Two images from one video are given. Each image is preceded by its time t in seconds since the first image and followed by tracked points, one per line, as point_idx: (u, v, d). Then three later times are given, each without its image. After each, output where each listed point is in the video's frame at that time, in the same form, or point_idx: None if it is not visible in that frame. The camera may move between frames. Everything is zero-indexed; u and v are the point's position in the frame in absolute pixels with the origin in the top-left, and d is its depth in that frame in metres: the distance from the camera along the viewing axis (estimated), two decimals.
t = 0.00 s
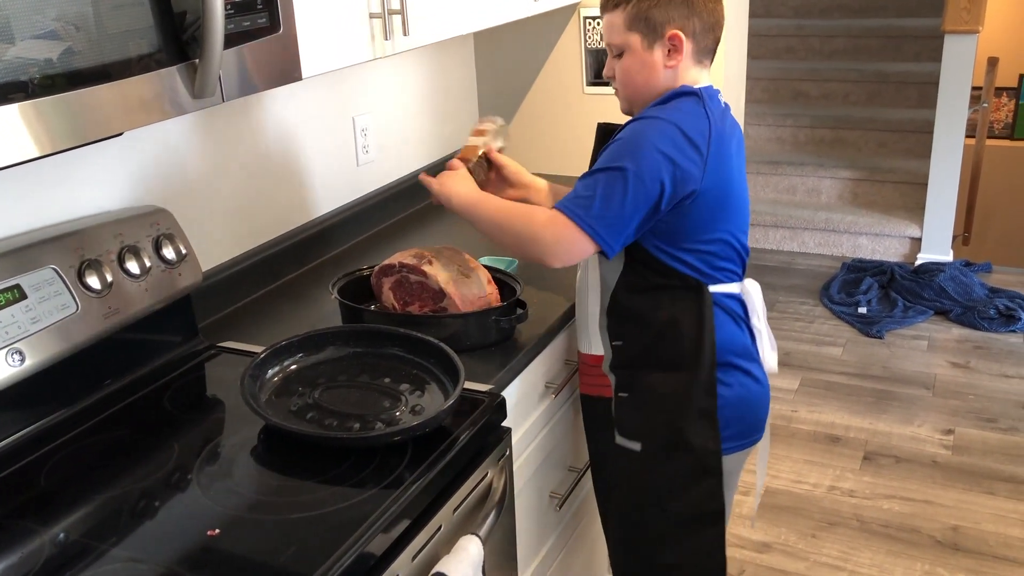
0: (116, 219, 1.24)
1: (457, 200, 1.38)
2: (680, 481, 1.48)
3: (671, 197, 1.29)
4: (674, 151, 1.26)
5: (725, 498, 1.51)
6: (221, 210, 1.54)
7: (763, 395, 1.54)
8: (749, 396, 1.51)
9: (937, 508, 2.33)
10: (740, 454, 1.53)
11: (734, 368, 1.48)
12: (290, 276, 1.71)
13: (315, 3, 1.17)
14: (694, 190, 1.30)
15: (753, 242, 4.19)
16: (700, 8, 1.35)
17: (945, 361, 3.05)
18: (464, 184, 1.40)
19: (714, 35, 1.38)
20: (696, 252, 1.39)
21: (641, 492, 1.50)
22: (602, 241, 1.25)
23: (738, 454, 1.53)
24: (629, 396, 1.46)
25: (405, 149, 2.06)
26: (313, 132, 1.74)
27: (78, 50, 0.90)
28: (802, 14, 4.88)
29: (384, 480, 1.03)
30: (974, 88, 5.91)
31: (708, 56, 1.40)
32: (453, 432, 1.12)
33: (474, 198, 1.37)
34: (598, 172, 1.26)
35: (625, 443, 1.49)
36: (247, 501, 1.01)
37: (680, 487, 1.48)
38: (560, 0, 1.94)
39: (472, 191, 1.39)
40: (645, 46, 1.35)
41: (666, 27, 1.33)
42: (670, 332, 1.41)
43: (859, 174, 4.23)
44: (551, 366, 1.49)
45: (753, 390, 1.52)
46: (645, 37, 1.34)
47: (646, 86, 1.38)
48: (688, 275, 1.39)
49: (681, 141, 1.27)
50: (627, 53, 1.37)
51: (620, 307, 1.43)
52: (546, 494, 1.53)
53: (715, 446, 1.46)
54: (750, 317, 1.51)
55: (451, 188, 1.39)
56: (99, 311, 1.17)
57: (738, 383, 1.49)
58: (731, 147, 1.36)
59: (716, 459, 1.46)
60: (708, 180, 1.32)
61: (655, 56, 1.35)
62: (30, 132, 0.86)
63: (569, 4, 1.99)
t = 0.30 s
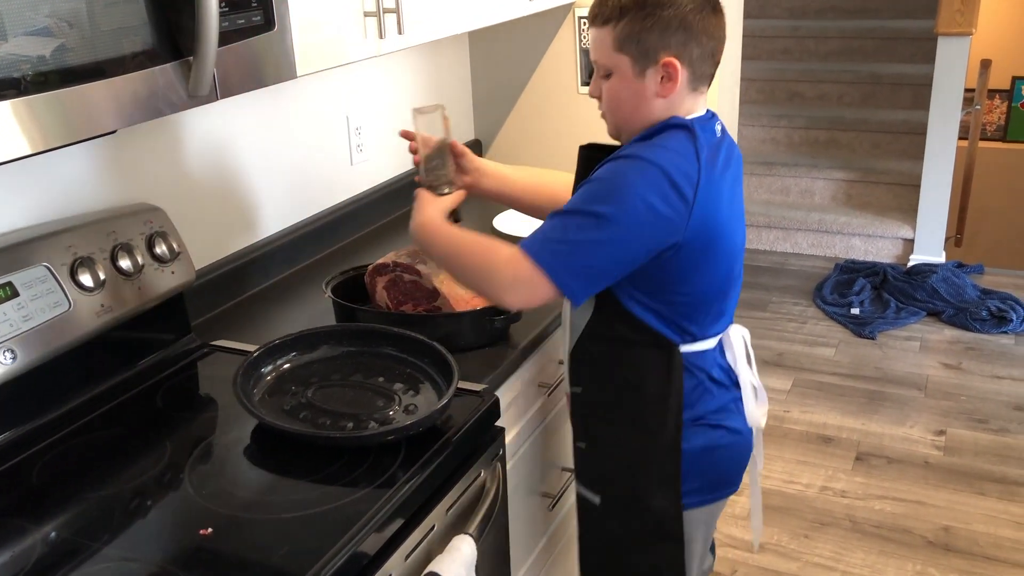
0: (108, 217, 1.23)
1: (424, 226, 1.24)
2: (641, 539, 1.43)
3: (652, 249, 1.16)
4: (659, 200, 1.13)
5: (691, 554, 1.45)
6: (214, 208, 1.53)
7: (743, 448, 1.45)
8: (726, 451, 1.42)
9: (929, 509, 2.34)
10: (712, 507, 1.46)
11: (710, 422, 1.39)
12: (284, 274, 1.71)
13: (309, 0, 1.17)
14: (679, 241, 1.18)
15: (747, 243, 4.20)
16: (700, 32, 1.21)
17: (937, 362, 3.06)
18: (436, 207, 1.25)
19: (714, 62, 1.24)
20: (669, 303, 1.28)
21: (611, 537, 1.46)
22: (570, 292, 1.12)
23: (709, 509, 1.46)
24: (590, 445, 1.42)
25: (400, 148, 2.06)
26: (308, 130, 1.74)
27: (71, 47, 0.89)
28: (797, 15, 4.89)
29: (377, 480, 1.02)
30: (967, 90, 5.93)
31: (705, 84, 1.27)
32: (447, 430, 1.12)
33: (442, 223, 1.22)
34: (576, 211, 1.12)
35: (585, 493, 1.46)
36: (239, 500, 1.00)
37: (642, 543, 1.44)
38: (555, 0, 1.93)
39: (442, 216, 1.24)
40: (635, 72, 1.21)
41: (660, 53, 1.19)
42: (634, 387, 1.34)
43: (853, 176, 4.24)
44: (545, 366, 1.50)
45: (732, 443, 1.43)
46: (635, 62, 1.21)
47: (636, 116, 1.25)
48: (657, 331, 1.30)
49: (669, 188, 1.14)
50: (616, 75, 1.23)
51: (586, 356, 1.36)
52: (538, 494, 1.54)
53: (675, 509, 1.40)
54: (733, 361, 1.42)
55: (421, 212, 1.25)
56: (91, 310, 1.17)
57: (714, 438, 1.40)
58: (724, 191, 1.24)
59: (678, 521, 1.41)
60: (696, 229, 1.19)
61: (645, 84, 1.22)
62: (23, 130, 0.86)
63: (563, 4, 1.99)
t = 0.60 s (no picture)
0: (103, 215, 1.23)
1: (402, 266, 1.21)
2: None
3: (619, 302, 1.09)
4: (623, 251, 1.05)
5: None
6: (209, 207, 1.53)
7: (722, 477, 1.37)
8: (703, 488, 1.35)
9: (921, 508, 2.35)
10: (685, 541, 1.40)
11: (686, 459, 1.32)
12: (278, 273, 1.71)
13: None
14: (648, 292, 1.09)
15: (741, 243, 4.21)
16: (674, 53, 1.06)
17: (930, 362, 3.07)
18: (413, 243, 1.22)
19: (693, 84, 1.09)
20: (650, 348, 1.19)
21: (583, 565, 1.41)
22: (537, 344, 1.12)
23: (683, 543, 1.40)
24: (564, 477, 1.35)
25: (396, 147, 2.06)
26: (304, 129, 1.74)
27: (67, 45, 0.89)
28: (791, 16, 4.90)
29: (372, 479, 1.03)
30: (961, 91, 5.95)
31: (685, 105, 1.12)
32: (441, 429, 1.12)
33: (421, 266, 1.20)
34: (539, 267, 1.09)
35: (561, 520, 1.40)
36: (235, 499, 1.00)
37: None
38: None
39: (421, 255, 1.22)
40: (599, 103, 1.09)
41: (624, 84, 1.06)
42: (608, 426, 1.26)
43: (847, 176, 4.25)
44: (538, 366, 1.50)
45: (710, 480, 1.35)
46: (599, 93, 1.08)
47: (605, 145, 1.13)
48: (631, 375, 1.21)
49: (641, 245, 1.05)
50: (581, 104, 1.11)
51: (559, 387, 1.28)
52: (531, 495, 1.54)
53: (645, 554, 1.33)
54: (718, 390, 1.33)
55: (395, 251, 1.21)
56: (85, 308, 1.17)
57: (689, 475, 1.33)
58: (704, 226, 1.13)
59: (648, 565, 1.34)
60: (669, 275, 1.10)
61: (611, 115, 1.09)
62: (17, 127, 0.86)
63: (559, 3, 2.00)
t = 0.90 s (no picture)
0: (98, 213, 1.22)
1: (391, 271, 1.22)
2: None
3: (597, 326, 1.07)
4: (602, 277, 1.03)
5: None
6: (205, 206, 1.53)
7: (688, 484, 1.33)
8: (667, 496, 1.31)
9: (917, 508, 2.36)
10: (647, 548, 1.35)
11: (650, 465, 1.28)
12: (274, 272, 1.70)
13: None
14: (626, 317, 1.07)
15: (737, 242, 4.22)
16: (650, 74, 1.04)
17: (926, 362, 3.08)
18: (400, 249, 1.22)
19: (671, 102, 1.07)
20: (629, 369, 1.17)
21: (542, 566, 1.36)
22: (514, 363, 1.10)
23: (647, 548, 1.35)
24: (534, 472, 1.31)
25: (392, 145, 2.06)
26: (300, 128, 1.73)
27: (61, 44, 0.89)
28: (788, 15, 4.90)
29: (368, 478, 1.02)
30: (957, 91, 5.96)
31: (665, 124, 1.09)
32: (440, 428, 1.12)
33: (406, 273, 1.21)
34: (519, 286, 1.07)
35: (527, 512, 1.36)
36: (231, 498, 1.00)
37: None
38: None
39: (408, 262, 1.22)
40: (575, 125, 1.07)
41: (598, 107, 1.04)
42: (578, 429, 1.22)
43: (843, 176, 4.26)
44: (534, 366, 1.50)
45: (674, 488, 1.31)
46: (574, 115, 1.06)
47: (585, 166, 1.11)
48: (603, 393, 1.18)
49: (622, 273, 1.03)
50: (558, 124, 1.09)
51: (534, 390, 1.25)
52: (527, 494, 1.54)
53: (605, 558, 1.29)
54: (696, 400, 1.29)
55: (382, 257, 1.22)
56: (80, 306, 1.16)
57: (652, 482, 1.29)
58: (685, 248, 1.11)
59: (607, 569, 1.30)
60: (648, 302, 1.07)
61: (588, 137, 1.07)
62: (12, 126, 0.85)
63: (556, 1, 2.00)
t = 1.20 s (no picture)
0: (97, 214, 1.22)
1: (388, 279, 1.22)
2: None
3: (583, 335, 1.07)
4: (587, 286, 1.03)
5: None
6: (204, 207, 1.53)
7: (671, 494, 1.31)
8: (649, 504, 1.29)
9: (916, 510, 2.35)
10: (630, 557, 1.34)
11: (632, 471, 1.27)
12: (273, 273, 1.70)
13: None
14: (611, 326, 1.07)
15: (737, 244, 4.22)
16: (631, 90, 1.03)
17: (925, 363, 3.08)
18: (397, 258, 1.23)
19: (653, 117, 1.07)
20: (615, 377, 1.17)
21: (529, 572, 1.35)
22: (500, 369, 1.10)
23: (630, 556, 1.34)
24: (521, 479, 1.30)
25: (392, 147, 2.06)
26: (300, 130, 1.73)
27: (60, 43, 0.89)
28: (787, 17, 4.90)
29: (367, 480, 1.02)
30: (956, 93, 5.96)
31: (648, 137, 1.09)
32: (439, 430, 1.12)
33: (401, 282, 1.21)
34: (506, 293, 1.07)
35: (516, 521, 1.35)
36: (229, 500, 1.00)
37: None
38: None
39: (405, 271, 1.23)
40: (556, 140, 1.07)
41: (578, 124, 1.04)
42: (562, 437, 1.22)
43: (843, 177, 4.26)
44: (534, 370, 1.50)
45: (658, 496, 1.29)
46: (554, 131, 1.06)
47: (568, 178, 1.11)
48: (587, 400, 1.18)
49: (607, 280, 1.03)
50: (539, 136, 1.09)
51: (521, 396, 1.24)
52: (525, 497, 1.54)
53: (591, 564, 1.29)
54: (682, 406, 1.28)
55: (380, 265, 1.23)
56: (79, 307, 1.16)
57: (632, 490, 1.28)
58: (671, 256, 1.11)
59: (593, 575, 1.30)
60: (633, 311, 1.07)
61: (569, 151, 1.08)
62: (9, 126, 0.85)
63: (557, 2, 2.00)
